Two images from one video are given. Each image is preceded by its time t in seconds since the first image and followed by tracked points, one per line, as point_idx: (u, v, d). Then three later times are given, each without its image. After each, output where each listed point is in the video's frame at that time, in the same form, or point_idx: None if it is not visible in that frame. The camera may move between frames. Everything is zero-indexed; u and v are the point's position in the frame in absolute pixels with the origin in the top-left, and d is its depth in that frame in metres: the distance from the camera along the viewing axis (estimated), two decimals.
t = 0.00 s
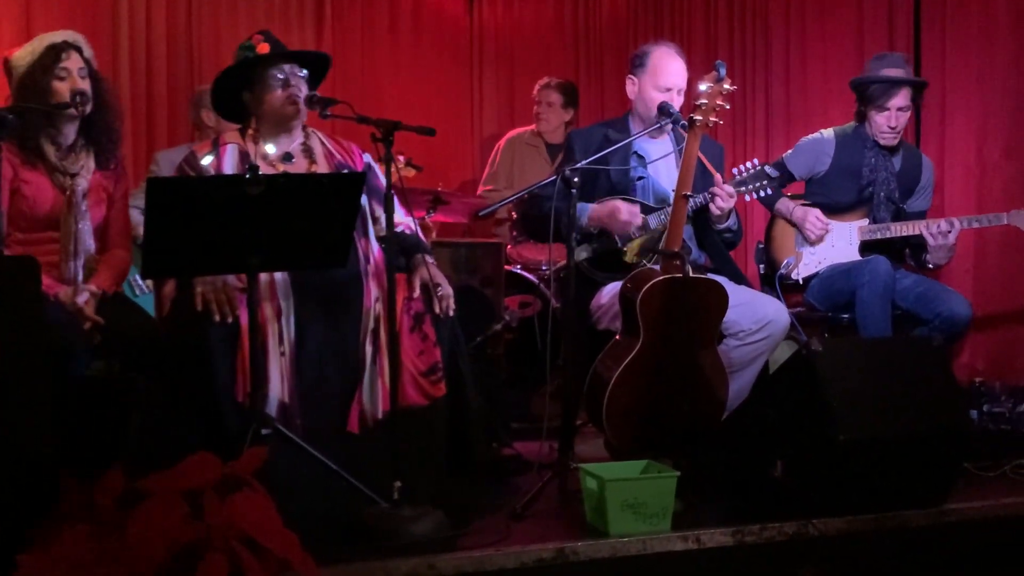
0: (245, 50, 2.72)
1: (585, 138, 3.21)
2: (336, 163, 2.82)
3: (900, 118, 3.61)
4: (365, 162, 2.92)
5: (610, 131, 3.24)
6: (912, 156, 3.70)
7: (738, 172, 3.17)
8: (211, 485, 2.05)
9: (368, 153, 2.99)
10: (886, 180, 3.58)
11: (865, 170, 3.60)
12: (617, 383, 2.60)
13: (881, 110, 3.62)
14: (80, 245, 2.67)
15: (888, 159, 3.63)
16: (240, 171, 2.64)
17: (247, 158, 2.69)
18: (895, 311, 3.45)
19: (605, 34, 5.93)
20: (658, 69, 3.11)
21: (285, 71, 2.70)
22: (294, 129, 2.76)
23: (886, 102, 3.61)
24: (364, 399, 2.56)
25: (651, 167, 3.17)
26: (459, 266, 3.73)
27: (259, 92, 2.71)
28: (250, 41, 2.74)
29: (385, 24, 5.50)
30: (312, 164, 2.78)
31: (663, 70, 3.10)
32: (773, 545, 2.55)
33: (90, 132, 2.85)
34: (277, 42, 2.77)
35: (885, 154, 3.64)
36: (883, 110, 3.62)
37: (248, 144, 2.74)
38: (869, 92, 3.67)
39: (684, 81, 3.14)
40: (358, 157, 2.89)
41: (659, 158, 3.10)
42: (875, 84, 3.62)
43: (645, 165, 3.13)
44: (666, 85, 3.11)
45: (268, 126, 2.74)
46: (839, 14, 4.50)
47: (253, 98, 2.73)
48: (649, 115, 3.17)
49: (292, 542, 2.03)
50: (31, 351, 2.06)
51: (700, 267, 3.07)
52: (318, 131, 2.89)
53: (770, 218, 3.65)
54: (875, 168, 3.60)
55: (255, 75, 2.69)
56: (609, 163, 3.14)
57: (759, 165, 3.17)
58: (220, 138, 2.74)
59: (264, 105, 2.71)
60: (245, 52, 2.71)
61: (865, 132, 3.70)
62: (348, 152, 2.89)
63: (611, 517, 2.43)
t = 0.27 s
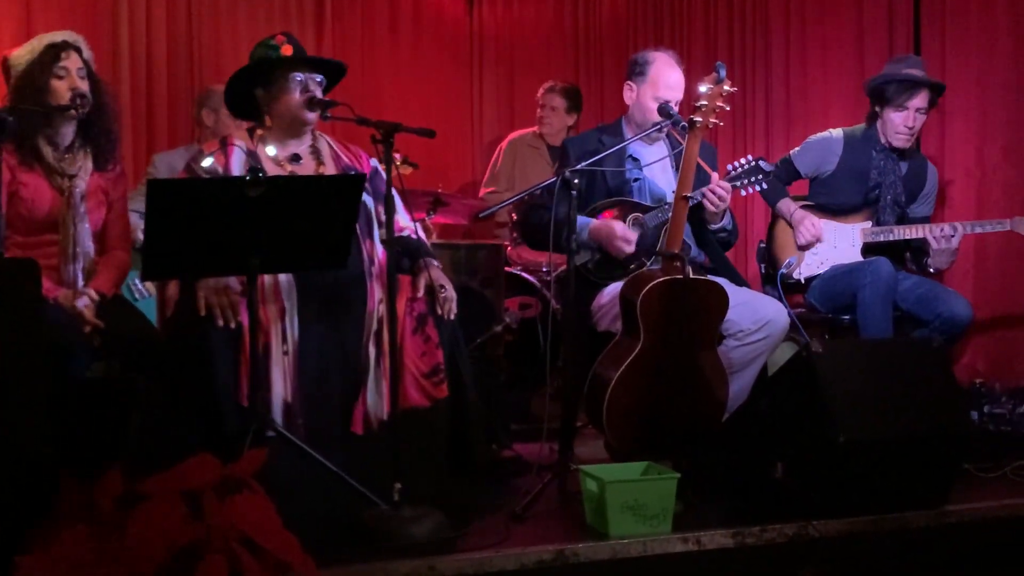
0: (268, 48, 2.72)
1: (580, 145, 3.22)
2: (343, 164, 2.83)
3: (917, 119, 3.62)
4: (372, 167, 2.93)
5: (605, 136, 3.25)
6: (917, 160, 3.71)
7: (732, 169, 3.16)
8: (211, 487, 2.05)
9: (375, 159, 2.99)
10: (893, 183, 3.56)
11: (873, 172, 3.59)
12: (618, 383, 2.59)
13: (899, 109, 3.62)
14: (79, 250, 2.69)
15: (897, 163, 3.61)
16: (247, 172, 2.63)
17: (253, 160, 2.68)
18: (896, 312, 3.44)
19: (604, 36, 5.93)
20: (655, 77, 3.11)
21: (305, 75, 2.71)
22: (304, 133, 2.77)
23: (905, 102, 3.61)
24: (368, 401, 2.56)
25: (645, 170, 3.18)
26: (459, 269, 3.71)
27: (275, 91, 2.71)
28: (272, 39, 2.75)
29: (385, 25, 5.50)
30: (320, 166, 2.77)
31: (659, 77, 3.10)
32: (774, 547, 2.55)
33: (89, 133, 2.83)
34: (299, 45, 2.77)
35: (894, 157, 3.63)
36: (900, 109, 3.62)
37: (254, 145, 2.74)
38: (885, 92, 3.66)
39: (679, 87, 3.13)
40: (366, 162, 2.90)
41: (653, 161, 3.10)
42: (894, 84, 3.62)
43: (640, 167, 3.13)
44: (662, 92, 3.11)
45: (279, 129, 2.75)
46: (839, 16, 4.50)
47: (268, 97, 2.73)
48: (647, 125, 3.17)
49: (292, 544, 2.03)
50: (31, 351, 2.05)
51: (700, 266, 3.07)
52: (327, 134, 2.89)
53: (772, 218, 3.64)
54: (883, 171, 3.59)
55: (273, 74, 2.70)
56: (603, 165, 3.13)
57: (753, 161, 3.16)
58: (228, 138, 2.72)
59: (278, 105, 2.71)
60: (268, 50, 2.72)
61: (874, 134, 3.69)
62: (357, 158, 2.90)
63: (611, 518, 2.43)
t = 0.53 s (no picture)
0: (273, 51, 2.71)
1: (579, 147, 3.21)
2: (349, 167, 2.82)
3: (924, 117, 3.61)
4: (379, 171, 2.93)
5: (605, 139, 3.25)
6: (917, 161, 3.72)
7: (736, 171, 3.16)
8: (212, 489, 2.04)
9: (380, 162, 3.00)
10: (896, 183, 3.57)
11: (875, 173, 3.60)
12: (621, 385, 2.59)
13: (905, 107, 3.61)
14: (81, 254, 2.70)
15: (898, 163, 3.62)
16: (255, 174, 2.64)
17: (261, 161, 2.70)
18: (898, 313, 3.44)
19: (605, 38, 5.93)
20: (653, 75, 3.10)
21: (308, 79, 2.71)
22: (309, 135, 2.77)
23: (913, 100, 3.59)
24: (372, 403, 2.58)
25: (647, 171, 3.18)
26: (460, 270, 3.73)
27: (280, 95, 2.72)
28: (279, 40, 2.74)
29: (386, 27, 5.50)
30: (325, 167, 2.77)
31: (657, 76, 3.10)
32: (777, 548, 2.54)
33: (91, 135, 2.83)
34: (305, 46, 2.76)
35: (897, 157, 3.64)
36: (907, 107, 3.61)
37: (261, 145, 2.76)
38: (891, 89, 3.64)
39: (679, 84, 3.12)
40: (372, 166, 2.90)
41: (655, 162, 3.11)
42: (902, 81, 3.60)
43: (641, 169, 3.14)
44: (660, 91, 3.10)
45: (286, 131, 2.75)
46: (840, 17, 4.50)
47: (273, 100, 2.74)
48: (647, 123, 3.18)
49: (294, 546, 2.03)
50: (31, 351, 2.04)
51: (702, 268, 3.07)
52: (333, 137, 2.90)
53: (776, 219, 3.63)
54: (885, 172, 3.59)
55: (276, 78, 2.71)
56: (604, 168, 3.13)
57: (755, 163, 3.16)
58: (235, 140, 2.74)
59: (282, 106, 2.71)
60: (271, 54, 2.71)
61: (876, 135, 3.69)
62: (363, 161, 2.90)
63: (613, 520, 2.43)
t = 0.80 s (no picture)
0: (274, 52, 2.71)
1: (586, 146, 3.20)
2: (349, 167, 2.82)
3: (913, 112, 3.61)
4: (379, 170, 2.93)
5: (612, 137, 3.23)
6: (912, 158, 3.70)
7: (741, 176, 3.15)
8: (215, 491, 2.04)
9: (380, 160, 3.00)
10: (890, 182, 3.59)
11: (870, 172, 3.61)
12: (623, 386, 2.59)
13: (894, 103, 3.60)
14: (83, 257, 2.70)
15: (892, 161, 3.63)
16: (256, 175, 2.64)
17: (262, 163, 2.70)
18: (900, 314, 3.44)
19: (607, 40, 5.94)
20: (653, 68, 3.11)
21: (308, 81, 2.71)
22: (309, 136, 2.77)
23: (900, 96, 3.59)
24: (378, 400, 2.59)
25: (652, 172, 3.17)
26: (462, 271, 3.74)
27: (280, 97, 2.71)
28: (281, 41, 2.74)
29: (387, 28, 5.51)
30: (326, 167, 2.77)
31: (655, 66, 3.11)
32: (779, 550, 2.54)
33: (92, 137, 2.83)
34: (307, 47, 2.76)
35: (890, 155, 3.64)
36: (896, 103, 3.60)
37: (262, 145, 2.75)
38: (878, 88, 3.65)
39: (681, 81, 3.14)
40: (371, 164, 2.90)
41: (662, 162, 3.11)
42: (889, 78, 3.61)
43: (647, 170, 3.14)
44: (659, 79, 3.10)
45: (286, 131, 2.75)
46: (841, 18, 4.50)
47: (273, 100, 2.74)
48: (651, 119, 3.17)
49: (297, 549, 2.02)
50: (32, 352, 2.03)
51: (704, 270, 3.02)
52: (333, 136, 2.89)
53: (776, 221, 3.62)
54: (879, 171, 3.60)
55: (278, 79, 2.71)
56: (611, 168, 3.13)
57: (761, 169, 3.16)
58: (236, 139, 2.75)
59: (283, 108, 2.71)
60: (272, 54, 2.71)
61: (868, 134, 3.69)
62: (363, 160, 2.90)
63: (616, 522, 2.43)
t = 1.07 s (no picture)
0: (273, 54, 2.74)
1: (593, 145, 3.21)
2: (349, 167, 2.82)
3: (898, 123, 3.59)
4: (379, 170, 2.93)
5: (619, 136, 3.24)
6: (903, 160, 3.69)
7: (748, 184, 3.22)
8: (216, 492, 2.04)
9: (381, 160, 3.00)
10: (880, 188, 3.56)
11: (859, 178, 3.59)
12: (625, 387, 2.59)
13: (879, 115, 3.60)
14: (84, 259, 2.71)
15: (882, 167, 3.61)
16: (252, 177, 2.66)
17: (260, 166, 2.71)
18: (899, 316, 3.44)
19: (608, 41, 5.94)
20: (651, 69, 3.12)
21: (307, 81, 2.72)
22: (309, 138, 2.77)
23: (885, 108, 3.58)
24: (383, 402, 2.57)
25: (660, 172, 3.16)
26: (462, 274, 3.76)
27: (278, 98, 2.72)
28: (280, 43, 2.77)
29: (389, 29, 5.50)
30: (325, 168, 2.77)
31: (655, 66, 3.11)
32: (779, 551, 2.54)
33: (94, 138, 2.84)
34: (307, 49, 2.77)
35: (880, 162, 3.63)
36: (880, 116, 3.60)
37: (260, 149, 2.75)
38: (864, 98, 3.63)
39: (683, 80, 3.12)
40: (372, 165, 2.90)
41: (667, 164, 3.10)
42: (873, 90, 3.58)
43: (654, 172, 3.13)
44: (658, 77, 3.10)
45: (286, 133, 2.75)
46: (843, 20, 4.50)
47: (273, 102, 2.74)
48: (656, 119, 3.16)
49: (298, 550, 2.02)
50: (34, 353, 2.04)
51: (707, 274, 3.02)
52: (333, 136, 2.89)
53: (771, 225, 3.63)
54: (869, 177, 3.59)
55: (279, 81, 2.70)
56: (618, 169, 3.13)
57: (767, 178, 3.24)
58: (235, 141, 2.76)
59: (281, 109, 2.71)
60: (270, 56, 2.74)
61: (857, 139, 3.69)
62: (364, 160, 2.90)
63: (617, 523, 2.43)
